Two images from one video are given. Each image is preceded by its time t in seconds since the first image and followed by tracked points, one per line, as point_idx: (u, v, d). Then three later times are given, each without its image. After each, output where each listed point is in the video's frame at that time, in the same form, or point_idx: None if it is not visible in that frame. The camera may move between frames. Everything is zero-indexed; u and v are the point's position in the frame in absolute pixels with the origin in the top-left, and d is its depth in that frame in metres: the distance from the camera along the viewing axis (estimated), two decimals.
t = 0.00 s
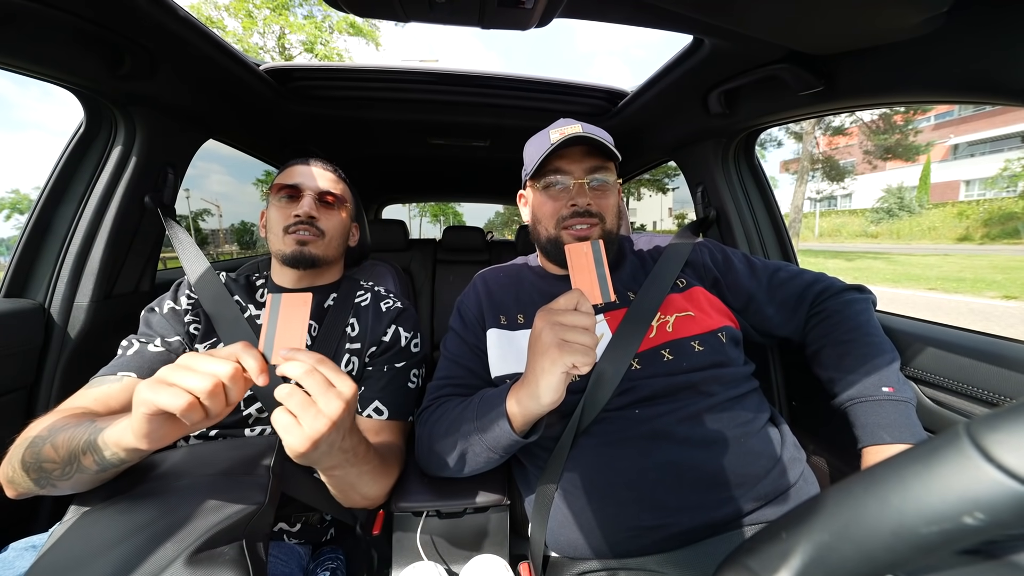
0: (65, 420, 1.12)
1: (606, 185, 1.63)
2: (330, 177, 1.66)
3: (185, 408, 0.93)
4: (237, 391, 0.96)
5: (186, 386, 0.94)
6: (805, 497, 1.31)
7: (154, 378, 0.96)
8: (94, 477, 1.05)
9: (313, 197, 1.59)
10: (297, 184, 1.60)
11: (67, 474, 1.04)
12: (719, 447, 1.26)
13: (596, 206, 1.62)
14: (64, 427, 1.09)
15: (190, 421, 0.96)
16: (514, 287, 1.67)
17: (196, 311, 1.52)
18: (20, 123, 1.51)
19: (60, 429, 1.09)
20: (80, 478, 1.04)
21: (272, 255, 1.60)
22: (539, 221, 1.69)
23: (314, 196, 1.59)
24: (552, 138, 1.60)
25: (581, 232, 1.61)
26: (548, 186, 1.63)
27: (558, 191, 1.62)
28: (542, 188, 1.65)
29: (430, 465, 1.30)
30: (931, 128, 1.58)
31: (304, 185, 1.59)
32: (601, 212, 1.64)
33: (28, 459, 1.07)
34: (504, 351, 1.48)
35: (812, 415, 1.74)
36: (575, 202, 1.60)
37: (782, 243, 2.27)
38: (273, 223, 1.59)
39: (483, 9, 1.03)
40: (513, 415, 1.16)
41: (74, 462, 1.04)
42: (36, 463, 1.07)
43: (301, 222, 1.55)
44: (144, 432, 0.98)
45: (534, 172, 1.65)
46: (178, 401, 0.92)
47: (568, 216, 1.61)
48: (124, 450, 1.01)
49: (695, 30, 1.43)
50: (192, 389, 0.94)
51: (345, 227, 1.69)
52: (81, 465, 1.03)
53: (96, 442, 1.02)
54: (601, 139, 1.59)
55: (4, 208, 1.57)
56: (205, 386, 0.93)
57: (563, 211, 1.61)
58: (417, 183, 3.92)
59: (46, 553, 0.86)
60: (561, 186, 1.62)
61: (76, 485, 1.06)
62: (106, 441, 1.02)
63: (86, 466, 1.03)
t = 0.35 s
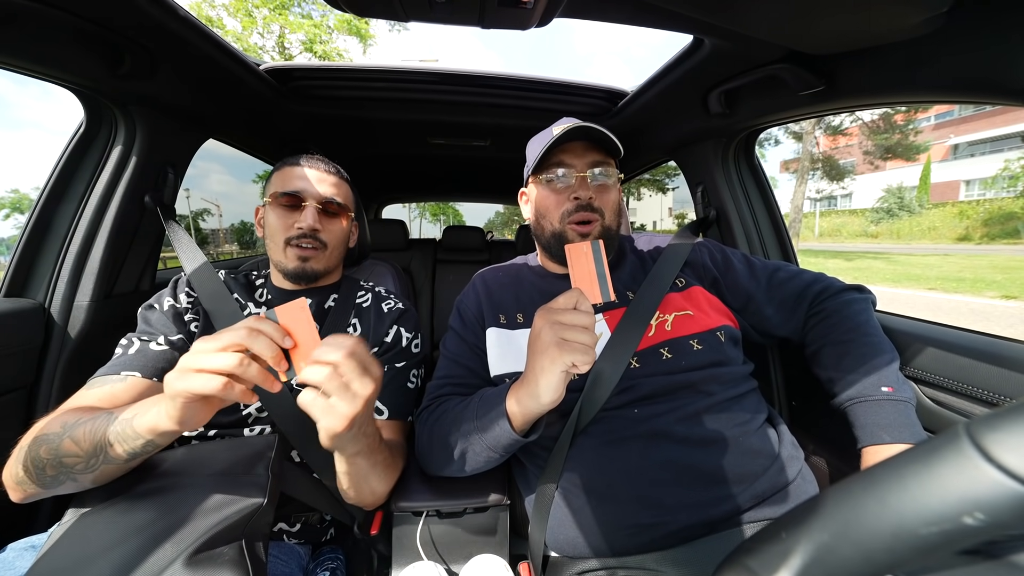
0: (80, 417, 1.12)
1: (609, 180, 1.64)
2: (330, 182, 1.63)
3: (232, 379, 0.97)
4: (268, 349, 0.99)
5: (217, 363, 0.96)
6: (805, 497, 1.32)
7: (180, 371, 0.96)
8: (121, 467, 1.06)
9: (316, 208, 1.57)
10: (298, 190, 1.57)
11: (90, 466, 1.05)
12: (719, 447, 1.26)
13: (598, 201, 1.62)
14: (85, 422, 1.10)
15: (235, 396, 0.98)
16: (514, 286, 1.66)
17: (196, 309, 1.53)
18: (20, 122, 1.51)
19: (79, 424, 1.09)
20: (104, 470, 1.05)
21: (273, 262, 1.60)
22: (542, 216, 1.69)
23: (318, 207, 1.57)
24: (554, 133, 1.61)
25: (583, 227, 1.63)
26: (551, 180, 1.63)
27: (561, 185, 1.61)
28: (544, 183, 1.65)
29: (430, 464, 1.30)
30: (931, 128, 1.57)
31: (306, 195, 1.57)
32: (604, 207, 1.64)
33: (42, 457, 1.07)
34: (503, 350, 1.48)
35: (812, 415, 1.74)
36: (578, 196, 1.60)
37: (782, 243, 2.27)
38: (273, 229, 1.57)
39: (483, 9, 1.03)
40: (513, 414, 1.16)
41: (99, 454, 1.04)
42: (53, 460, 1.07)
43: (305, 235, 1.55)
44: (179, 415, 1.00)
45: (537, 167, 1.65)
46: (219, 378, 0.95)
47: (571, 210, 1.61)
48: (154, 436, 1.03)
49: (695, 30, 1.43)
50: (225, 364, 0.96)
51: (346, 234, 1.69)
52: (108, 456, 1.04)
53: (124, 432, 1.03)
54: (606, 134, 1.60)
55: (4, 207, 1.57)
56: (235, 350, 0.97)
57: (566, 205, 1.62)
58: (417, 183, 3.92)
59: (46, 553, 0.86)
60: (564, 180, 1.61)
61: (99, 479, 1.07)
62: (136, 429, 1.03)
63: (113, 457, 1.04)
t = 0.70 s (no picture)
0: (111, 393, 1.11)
1: (612, 181, 1.63)
2: (332, 182, 1.63)
3: (273, 323, 0.90)
4: (283, 296, 0.92)
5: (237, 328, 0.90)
6: (804, 497, 1.32)
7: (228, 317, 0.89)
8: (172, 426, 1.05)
9: (322, 209, 1.58)
10: (300, 191, 1.56)
11: (139, 430, 1.03)
12: (719, 447, 1.26)
13: (600, 202, 1.63)
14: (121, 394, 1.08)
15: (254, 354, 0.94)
16: (514, 287, 1.66)
17: (203, 307, 1.53)
18: (20, 122, 1.51)
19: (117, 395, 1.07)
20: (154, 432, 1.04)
21: (276, 263, 1.60)
22: (542, 216, 1.69)
23: (324, 208, 1.58)
24: (559, 134, 1.60)
25: (585, 228, 1.62)
26: (553, 181, 1.63)
27: (563, 185, 1.61)
28: (547, 183, 1.65)
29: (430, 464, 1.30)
30: (932, 128, 1.57)
31: (311, 196, 1.57)
32: (606, 208, 1.64)
33: (79, 430, 1.04)
34: (504, 350, 1.48)
35: (812, 415, 1.74)
36: (580, 197, 1.60)
37: (782, 243, 2.27)
38: (276, 230, 1.56)
39: (483, 9, 1.03)
40: (513, 415, 1.16)
41: (149, 415, 1.02)
42: (91, 431, 1.03)
43: (314, 237, 1.57)
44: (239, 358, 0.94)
45: (540, 166, 1.64)
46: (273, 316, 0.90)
47: (571, 211, 1.61)
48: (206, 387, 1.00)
49: (695, 30, 1.43)
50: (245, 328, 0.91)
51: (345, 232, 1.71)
52: (157, 415, 1.02)
53: (175, 386, 1.01)
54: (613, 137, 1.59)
55: (4, 207, 1.57)
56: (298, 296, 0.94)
57: (567, 206, 1.62)
58: (417, 183, 3.92)
59: (46, 553, 0.86)
60: (565, 180, 1.61)
61: (143, 447, 1.05)
62: (188, 382, 1.01)
63: (164, 416, 1.03)
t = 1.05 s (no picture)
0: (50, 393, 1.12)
1: (613, 183, 1.65)
2: (333, 178, 1.66)
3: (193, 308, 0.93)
4: (198, 289, 0.93)
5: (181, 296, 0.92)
6: (804, 497, 1.32)
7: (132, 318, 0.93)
8: (104, 427, 1.08)
9: (325, 202, 1.61)
10: (303, 185, 1.58)
11: (75, 432, 1.06)
12: (719, 447, 1.26)
13: (602, 203, 1.63)
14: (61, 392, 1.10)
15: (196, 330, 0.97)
16: (514, 287, 1.66)
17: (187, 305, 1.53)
18: (20, 122, 1.51)
19: (52, 397, 1.09)
20: (87, 436, 1.07)
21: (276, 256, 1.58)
22: (543, 217, 1.69)
23: (326, 201, 1.61)
24: (560, 134, 1.61)
25: (585, 228, 1.62)
26: (555, 182, 1.63)
27: (565, 185, 1.62)
28: (549, 183, 1.65)
29: (430, 464, 1.30)
30: (932, 128, 1.57)
31: (314, 190, 1.59)
32: (607, 210, 1.65)
33: (16, 433, 1.04)
34: (504, 350, 1.49)
35: (812, 415, 1.74)
36: (581, 197, 1.61)
37: (782, 243, 2.27)
38: (279, 222, 1.57)
39: (483, 9, 1.03)
40: (513, 414, 1.16)
41: (80, 416, 1.06)
42: (29, 434, 1.04)
43: (317, 228, 1.58)
44: (156, 348, 0.98)
45: (542, 166, 1.64)
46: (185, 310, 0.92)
47: (573, 212, 1.62)
48: (133, 385, 1.05)
49: (695, 30, 1.43)
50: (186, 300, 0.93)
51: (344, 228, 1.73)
52: (89, 415, 1.06)
53: (103, 386, 1.05)
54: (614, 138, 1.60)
55: (4, 207, 1.57)
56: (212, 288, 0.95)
57: (568, 207, 1.62)
58: (417, 184, 3.92)
59: (50, 552, 0.87)
60: (566, 181, 1.62)
61: (81, 448, 1.08)
62: (113, 382, 1.05)
63: (95, 417, 1.06)
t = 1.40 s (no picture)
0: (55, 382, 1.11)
1: (614, 183, 1.65)
2: (326, 172, 1.64)
3: (208, 313, 0.93)
4: (220, 290, 0.94)
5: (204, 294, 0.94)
6: (804, 497, 1.32)
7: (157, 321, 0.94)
8: (115, 419, 1.09)
9: (318, 196, 1.59)
10: (300, 179, 1.57)
11: (86, 423, 1.07)
12: (719, 447, 1.26)
13: (603, 204, 1.63)
14: (68, 382, 1.10)
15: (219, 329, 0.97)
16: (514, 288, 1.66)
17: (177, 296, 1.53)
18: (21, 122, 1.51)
19: (60, 386, 1.09)
20: (98, 427, 1.08)
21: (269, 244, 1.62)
22: (545, 217, 1.70)
23: (318, 196, 1.59)
24: (561, 134, 1.61)
25: (586, 229, 1.63)
26: (558, 182, 1.62)
27: (566, 186, 1.61)
28: (550, 183, 1.64)
29: (431, 464, 1.30)
30: (932, 129, 1.58)
31: (307, 185, 1.57)
32: (608, 210, 1.65)
33: (23, 423, 1.04)
34: (505, 349, 1.49)
35: (812, 415, 1.74)
36: (582, 198, 1.60)
37: (782, 243, 2.28)
38: (273, 212, 1.57)
39: (483, 9, 1.04)
40: (515, 415, 1.16)
41: (92, 407, 1.06)
42: (37, 424, 1.04)
43: (308, 220, 1.57)
44: (174, 348, 0.98)
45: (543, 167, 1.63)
46: (210, 313, 0.93)
47: (574, 213, 1.61)
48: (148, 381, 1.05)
49: (696, 30, 1.43)
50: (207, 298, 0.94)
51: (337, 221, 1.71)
52: (100, 408, 1.07)
53: (116, 380, 1.05)
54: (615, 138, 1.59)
55: (4, 207, 1.57)
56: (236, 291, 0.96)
57: (569, 207, 1.62)
58: (417, 184, 3.93)
59: (51, 552, 0.87)
60: (567, 182, 1.61)
61: (90, 438, 1.09)
62: (127, 376, 1.05)
63: (106, 410, 1.07)
